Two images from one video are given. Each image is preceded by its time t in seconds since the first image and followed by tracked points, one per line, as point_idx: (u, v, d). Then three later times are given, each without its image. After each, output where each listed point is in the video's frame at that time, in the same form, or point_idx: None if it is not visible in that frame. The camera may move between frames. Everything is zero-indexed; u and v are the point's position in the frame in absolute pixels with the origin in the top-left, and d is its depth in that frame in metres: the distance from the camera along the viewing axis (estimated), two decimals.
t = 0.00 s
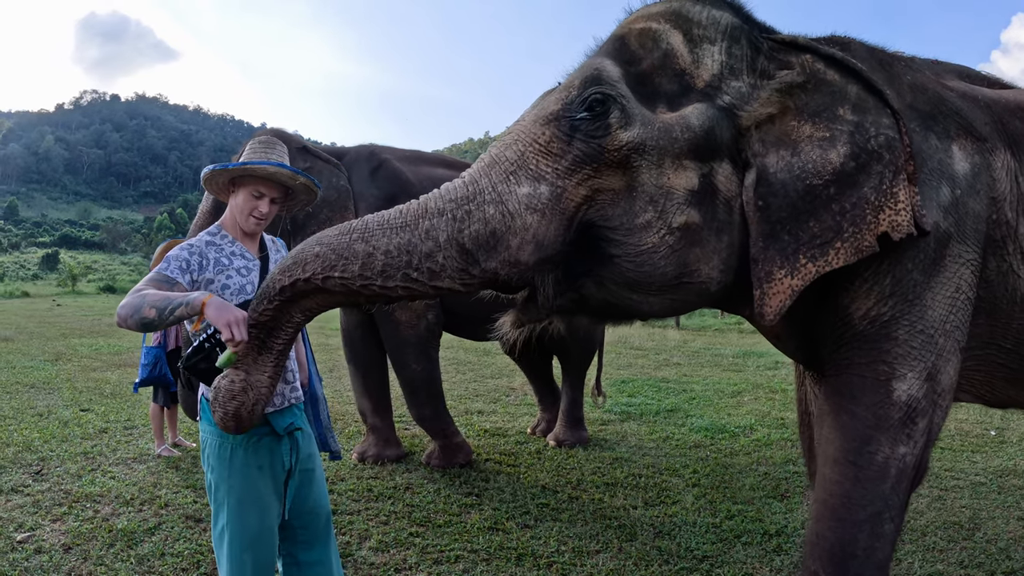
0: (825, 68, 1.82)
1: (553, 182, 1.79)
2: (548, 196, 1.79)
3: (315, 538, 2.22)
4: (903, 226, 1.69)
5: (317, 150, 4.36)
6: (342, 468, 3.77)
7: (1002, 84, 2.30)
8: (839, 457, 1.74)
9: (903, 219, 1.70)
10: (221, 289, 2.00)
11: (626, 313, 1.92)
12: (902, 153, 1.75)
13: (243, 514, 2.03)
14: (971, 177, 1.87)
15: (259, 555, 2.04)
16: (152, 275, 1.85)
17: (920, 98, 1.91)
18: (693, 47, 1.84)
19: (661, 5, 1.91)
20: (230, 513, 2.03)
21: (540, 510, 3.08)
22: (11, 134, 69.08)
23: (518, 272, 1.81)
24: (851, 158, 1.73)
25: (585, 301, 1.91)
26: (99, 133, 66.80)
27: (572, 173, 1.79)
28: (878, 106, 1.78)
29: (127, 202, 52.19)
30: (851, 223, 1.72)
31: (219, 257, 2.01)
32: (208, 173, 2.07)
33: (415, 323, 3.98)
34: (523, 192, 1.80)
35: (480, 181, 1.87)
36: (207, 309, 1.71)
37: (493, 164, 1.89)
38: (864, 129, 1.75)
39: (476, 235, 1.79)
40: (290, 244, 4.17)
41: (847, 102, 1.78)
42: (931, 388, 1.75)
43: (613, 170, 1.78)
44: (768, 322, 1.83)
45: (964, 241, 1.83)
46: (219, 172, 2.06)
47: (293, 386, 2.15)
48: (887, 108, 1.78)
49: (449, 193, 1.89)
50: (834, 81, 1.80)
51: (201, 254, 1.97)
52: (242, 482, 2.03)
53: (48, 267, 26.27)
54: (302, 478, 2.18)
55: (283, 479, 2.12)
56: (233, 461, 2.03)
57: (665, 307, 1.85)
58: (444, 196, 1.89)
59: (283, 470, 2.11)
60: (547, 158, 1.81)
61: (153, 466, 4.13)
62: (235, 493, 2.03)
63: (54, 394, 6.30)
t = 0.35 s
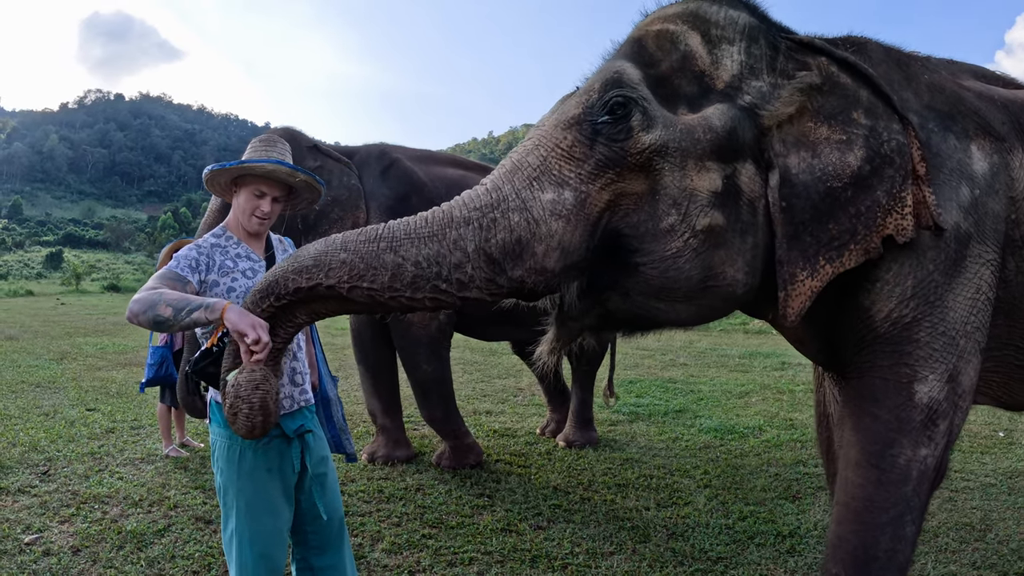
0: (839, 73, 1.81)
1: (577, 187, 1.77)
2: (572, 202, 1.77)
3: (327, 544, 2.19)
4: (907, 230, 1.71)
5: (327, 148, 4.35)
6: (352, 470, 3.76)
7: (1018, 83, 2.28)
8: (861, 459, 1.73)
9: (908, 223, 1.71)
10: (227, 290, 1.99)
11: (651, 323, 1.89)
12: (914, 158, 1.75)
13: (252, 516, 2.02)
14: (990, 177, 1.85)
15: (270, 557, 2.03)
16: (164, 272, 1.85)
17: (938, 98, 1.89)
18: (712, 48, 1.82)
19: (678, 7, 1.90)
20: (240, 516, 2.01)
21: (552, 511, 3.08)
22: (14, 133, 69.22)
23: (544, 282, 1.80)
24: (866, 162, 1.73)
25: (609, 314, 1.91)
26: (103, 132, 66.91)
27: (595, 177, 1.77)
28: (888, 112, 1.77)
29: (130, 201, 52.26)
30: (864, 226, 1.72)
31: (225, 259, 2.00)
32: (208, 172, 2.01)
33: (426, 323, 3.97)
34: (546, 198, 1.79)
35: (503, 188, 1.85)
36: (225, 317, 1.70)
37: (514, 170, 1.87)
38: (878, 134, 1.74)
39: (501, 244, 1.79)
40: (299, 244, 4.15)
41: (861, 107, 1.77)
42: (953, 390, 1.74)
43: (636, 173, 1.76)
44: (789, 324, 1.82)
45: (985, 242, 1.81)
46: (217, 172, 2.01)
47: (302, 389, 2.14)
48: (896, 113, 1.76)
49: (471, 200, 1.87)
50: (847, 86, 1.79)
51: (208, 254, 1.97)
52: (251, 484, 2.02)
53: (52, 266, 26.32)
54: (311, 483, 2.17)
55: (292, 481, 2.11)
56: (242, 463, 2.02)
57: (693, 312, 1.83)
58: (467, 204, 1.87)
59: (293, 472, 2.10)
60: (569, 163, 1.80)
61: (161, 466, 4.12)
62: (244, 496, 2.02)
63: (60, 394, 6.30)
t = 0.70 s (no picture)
0: (843, 74, 1.80)
1: (590, 208, 1.75)
2: (586, 223, 1.75)
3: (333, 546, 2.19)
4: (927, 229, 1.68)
5: (333, 147, 4.35)
6: (356, 471, 3.76)
7: None
8: (871, 463, 1.72)
9: (926, 221, 1.68)
10: (235, 297, 1.96)
11: (671, 330, 1.91)
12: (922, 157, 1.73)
13: (260, 519, 2.01)
14: (998, 178, 1.84)
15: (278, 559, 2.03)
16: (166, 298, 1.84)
17: (947, 99, 1.88)
18: (715, 55, 1.82)
19: (679, 13, 1.90)
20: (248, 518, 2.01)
21: (557, 513, 3.07)
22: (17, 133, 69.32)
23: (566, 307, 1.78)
24: (874, 163, 1.72)
25: (636, 328, 1.93)
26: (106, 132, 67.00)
27: (607, 196, 1.76)
28: (895, 111, 1.76)
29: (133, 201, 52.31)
30: (878, 227, 1.70)
31: (230, 263, 1.96)
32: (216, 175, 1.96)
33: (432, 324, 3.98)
34: (561, 223, 1.76)
35: (516, 219, 1.79)
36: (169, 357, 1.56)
37: (524, 197, 1.82)
38: (885, 133, 1.73)
39: (523, 278, 1.73)
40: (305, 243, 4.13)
41: (866, 107, 1.75)
42: (963, 392, 1.73)
43: (646, 186, 1.76)
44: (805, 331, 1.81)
45: (995, 242, 1.80)
46: (228, 175, 1.97)
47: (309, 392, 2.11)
48: (903, 112, 1.75)
49: (485, 238, 1.79)
50: (852, 86, 1.78)
51: (212, 263, 1.92)
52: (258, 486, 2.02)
53: (55, 265, 26.35)
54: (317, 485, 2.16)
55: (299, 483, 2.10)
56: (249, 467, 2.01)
57: (712, 321, 1.86)
58: (482, 243, 1.79)
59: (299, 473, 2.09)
60: (579, 184, 1.77)
61: (164, 467, 4.12)
62: (252, 498, 2.01)
63: (63, 394, 6.31)
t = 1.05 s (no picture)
0: (834, 85, 1.79)
1: (614, 288, 1.80)
2: (613, 302, 1.80)
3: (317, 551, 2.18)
4: (939, 232, 1.67)
5: (335, 149, 4.35)
6: (358, 472, 3.76)
7: None
8: (873, 470, 1.71)
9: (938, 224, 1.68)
10: (227, 312, 1.95)
11: (706, 375, 1.99)
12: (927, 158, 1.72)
13: (241, 522, 2.02)
14: (1004, 180, 1.82)
15: (258, 564, 2.04)
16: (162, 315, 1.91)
17: (948, 100, 1.86)
18: (701, 100, 1.82)
19: (656, 60, 1.88)
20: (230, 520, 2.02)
21: (558, 515, 3.07)
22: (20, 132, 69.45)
23: (614, 381, 1.85)
24: (879, 176, 1.71)
25: (680, 377, 2.01)
26: (109, 131, 67.11)
27: (626, 272, 1.81)
28: (893, 112, 1.74)
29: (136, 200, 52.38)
30: (892, 241, 1.70)
31: (222, 278, 1.95)
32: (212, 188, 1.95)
33: (434, 325, 4.08)
34: (590, 309, 1.79)
35: (547, 318, 1.81)
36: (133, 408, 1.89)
37: (548, 291, 1.83)
38: (886, 141, 1.72)
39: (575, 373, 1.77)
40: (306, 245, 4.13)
41: (863, 116, 1.75)
42: (968, 401, 1.73)
43: (661, 251, 1.82)
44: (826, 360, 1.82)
45: (1001, 247, 1.79)
46: (230, 184, 1.95)
47: (294, 403, 2.08)
48: (901, 112, 1.74)
49: (526, 348, 1.80)
50: (846, 95, 1.77)
51: (202, 281, 1.92)
52: (242, 490, 2.02)
53: (58, 263, 26.38)
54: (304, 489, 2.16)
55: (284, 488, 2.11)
56: (233, 469, 2.02)
57: (749, 361, 1.94)
58: (523, 354, 1.79)
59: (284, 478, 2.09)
60: (595, 265, 1.81)
61: (166, 468, 4.13)
62: (235, 501, 2.02)
63: (65, 393, 6.31)
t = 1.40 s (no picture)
0: (829, 101, 1.80)
1: (617, 311, 1.85)
2: (616, 325, 1.86)
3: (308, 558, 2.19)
4: (938, 246, 1.69)
5: (336, 151, 4.36)
6: (359, 473, 3.78)
7: None
8: (869, 476, 1.73)
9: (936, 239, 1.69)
10: (231, 320, 1.97)
11: (707, 387, 2.04)
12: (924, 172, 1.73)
13: (238, 525, 2.02)
14: (1007, 187, 1.81)
15: (253, 566, 2.04)
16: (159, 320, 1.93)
17: (950, 108, 1.86)
18: (695, 126, 1.88)
19: (650, 87, 1.94)
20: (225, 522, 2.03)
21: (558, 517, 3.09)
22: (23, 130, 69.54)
23: (621, 400, 1.91)
24: (874, 193, 1.72)
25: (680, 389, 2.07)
26: (112, 129, 67.19)
27: (628, 296, 1.87)
28: (891, 125, 1.75)
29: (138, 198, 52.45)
30: (887, 257, 1.72)
31: (228, 287, 1.96)
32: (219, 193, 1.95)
33: (435, 328, 4.10)
34: (595, 333, 1.85)
35: (555, 344, 1.86)
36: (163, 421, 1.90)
37: (555, 318, 1.89)
38: (882, 157, 1.73)
39: (585, 395, 1.83)
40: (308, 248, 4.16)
41: (860, 130, 1.76)
42: (966, 409, 1.74)
43: (659, 274, 1.88)
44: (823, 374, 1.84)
45: (1004, 257, 1.80)
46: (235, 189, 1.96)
47: (290, 411, 2.11)
48: (899, 124, 1.74)
49: (537, 376, 1.86)
50: (842, 112, 1.78)
51: (209, 290, 1.92)
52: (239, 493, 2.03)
53: (61, 261, 26.43)
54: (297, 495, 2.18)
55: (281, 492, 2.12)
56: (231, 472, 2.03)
57: (745, 376, 1.99)
58: (535, 381, 1.86)
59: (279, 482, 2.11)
60: (600, 291, 1.87)
61: (169, 468, 4.15)
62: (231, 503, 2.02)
63: (68, 392, 6.34)
